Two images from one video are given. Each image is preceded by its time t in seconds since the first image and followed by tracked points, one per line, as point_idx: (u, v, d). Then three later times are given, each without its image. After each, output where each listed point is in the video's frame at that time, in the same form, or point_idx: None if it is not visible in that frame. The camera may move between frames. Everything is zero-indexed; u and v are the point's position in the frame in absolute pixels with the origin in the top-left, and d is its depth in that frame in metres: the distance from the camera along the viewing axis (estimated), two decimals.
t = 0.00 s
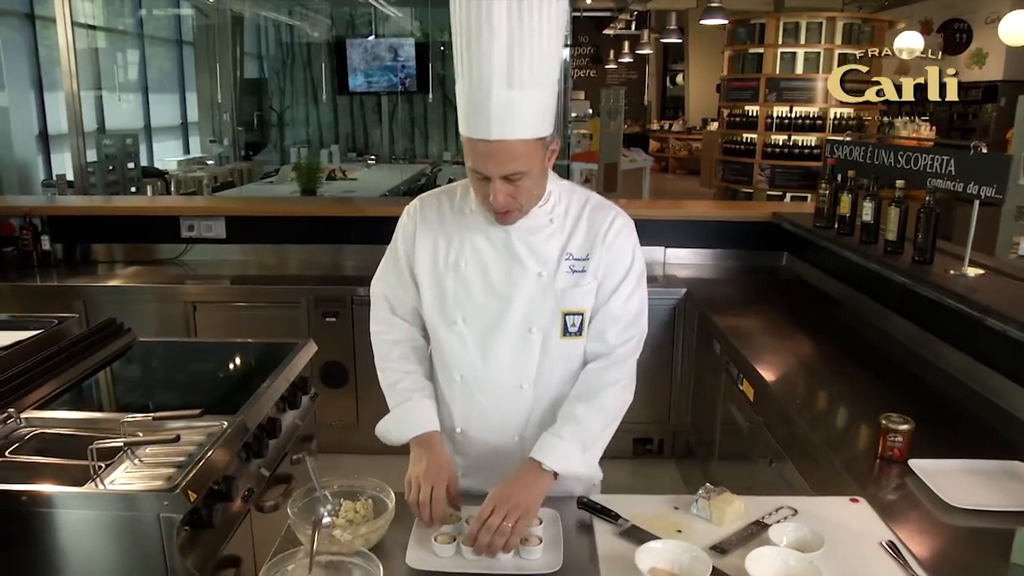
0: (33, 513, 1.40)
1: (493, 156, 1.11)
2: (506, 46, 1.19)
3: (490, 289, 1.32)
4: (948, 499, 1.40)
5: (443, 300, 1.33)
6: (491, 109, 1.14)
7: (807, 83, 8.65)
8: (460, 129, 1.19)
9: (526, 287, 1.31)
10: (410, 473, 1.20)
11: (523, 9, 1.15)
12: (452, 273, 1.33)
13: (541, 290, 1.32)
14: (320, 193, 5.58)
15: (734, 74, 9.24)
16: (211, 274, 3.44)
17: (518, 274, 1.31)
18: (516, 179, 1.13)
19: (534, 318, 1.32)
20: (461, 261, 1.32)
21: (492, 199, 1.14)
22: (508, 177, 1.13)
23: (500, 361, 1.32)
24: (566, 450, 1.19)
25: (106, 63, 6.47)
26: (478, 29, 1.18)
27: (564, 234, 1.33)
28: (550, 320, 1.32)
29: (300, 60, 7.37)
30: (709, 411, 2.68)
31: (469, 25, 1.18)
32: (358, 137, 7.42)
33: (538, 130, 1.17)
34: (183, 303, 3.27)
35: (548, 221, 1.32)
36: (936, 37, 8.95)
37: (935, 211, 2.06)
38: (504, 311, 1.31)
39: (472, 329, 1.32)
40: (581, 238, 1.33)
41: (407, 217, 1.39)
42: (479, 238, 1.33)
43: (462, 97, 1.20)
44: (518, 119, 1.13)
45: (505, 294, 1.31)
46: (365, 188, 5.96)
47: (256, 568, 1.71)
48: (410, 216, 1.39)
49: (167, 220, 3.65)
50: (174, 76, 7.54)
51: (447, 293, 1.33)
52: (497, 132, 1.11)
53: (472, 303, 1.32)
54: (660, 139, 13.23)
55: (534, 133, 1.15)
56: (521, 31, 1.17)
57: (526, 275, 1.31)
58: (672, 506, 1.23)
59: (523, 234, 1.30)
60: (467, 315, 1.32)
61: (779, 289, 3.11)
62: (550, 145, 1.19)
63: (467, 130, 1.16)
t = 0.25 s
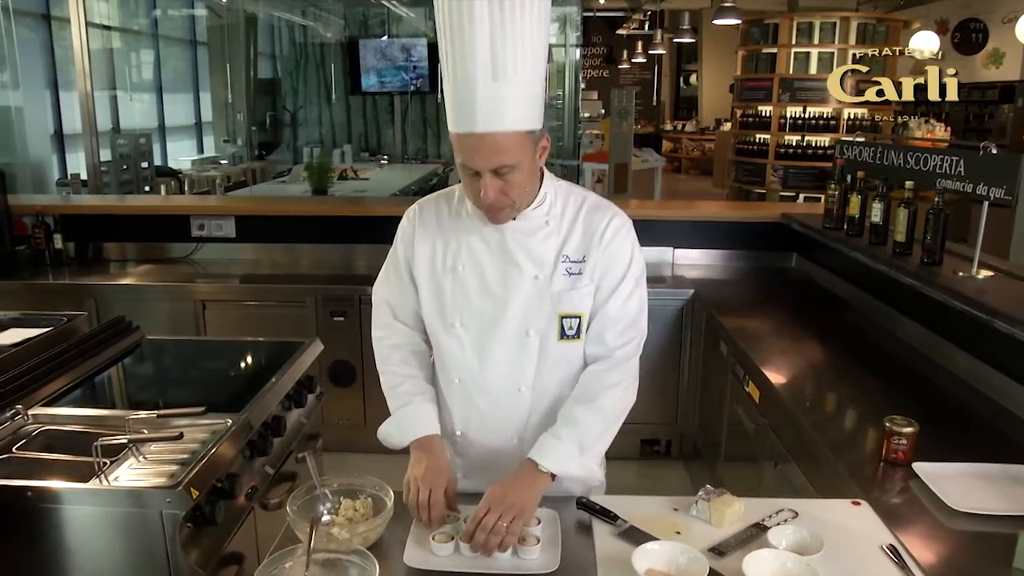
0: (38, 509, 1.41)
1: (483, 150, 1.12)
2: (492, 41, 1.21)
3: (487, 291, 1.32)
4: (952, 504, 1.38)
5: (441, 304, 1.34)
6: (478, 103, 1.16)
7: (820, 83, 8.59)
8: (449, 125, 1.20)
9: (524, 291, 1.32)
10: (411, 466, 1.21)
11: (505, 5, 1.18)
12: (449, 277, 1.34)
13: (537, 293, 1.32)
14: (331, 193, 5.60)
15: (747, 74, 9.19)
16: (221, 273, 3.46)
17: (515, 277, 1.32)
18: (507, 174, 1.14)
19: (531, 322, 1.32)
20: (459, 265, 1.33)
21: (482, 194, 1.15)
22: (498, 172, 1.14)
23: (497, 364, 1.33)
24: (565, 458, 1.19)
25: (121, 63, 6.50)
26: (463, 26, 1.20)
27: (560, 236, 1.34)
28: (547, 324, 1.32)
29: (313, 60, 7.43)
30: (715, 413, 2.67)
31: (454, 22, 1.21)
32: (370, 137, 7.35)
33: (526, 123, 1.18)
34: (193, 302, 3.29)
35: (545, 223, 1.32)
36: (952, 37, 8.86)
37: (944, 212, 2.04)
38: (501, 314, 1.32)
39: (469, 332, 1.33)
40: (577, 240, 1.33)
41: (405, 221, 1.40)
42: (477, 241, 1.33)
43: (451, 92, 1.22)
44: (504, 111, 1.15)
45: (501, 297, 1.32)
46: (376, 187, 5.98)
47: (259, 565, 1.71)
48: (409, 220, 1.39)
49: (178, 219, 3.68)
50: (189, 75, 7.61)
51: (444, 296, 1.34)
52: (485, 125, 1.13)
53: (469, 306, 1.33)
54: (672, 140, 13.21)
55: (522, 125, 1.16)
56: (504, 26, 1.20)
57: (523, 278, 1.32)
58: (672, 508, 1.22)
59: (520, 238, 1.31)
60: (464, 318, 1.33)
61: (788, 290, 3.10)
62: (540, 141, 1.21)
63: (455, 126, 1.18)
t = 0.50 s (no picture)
0: (43, 500, 1.43)
1: (501, 92, 1.22)
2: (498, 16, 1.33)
3: (485, 286, 1.33)
4: (954, 503, 1.38)
5: (440, 299, 1.35)
6: (489, 53, 1.24)
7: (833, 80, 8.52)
8: (458, 85, 1.28)
9: (524, 284, 1.32)
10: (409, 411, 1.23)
11: None
12: (448, 271, 1.34)
13: (537, 286, 1.33)
14: (341, 189, 5.62)
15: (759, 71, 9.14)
16: (230, 269, 3.48)
17: (514, 270, 1.32)
18: (522, 117, 1.23)
19: (532, 316, 1.33)
20: (458, 259, 1.34)
21: (502, 138, 1.21)
22: (515, 113, 1.22)
23: (497, 358, 1.33)
24: (603, 411, 1.24)
25: (134, 60, 6.53)
26: None
27: (559, 230, 1.35)
28: (547, 316, 1.33)
29: (324, 56, 7.40)
30: (721, 411, 2.66)
31: None
32: (381, 134, 7.37)
33: (532, 74, 1.28)
34: (202, 298, 3.31)
35: (544, 216, 1.34)
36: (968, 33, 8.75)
37: (952, 209, 2.03)
38: (500, 307, 1.32)
39: (468, 326, 1.34)
40: (577, 234, 1.35)
41: (401, 215, 1.41)
42: (475, 235, 1.34)
43: (456, 55, 1.30)
44: (518, 60, 1.26)
45: (500, 290, 1.32)
46: (386, 184, 5.99)
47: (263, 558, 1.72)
48: (405, 214, 1.40)
49: (188, 214, 3.70)
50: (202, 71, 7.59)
51: (442, 291, 1.35)
52: (501, 69, 1.23)
53: (467, 299, 1.33)
54: (685, 137, 13.20)
55: (533, 80, 1.27)
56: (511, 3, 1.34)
57: (522, 270, 1.33)
58: (672, 505, 1.22)
59: (520, 231, 1.32)
60: (462, 312, 1.34)
61: (797, 288, 3.08)
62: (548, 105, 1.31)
63: (467, 81, 1.26)
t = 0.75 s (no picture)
0: (51, 487, 1.45)
1: (494, 76, 1.25)
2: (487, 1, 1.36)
3: (479, 268, 1.38)
4: (957, 499, 1.37)
5: (435, 282, 1.39)
6: (481, 40, 1.27)
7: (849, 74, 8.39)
8: (450, 71, 1.31)
9: (518, 266, 1.37)
10: (404, 371, 1.24)
11: None
12: (443, 255, 1.39)
13: (530, 267, 1.37)
14: (353, 182, 5.64)
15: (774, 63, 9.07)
16: (240, 260, 3.50)
17: (508, 253, 1.37)
18: (514, 101, 1.26)
19: (526, 297, 1.38)
20: (452, 243, 1.39)
21: (495, 123, 1.25)
22: (508, 98, 1.26)
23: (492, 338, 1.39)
24: (601, 364, 1.27)
25: (148, 52, 6.55)
26: None
27: (550, 213, 1.40)
28: (540, 296, 1.38)
29: (338, 49, 7.67)
30: (728, 405, 2.65)
31: None
32: (394, 126, 7.49)
33: (524, 61, 1.31)
34: (212, 289, 3.34)
35: (535, 200, 1.38)
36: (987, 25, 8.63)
37: (962, 204, 2.01)
38: (494, 288, 1.37)
39: (462, 308, 1.39)
40: (568, 216, 1.39)
41: (395, 203, 1.45)
42: (468, 220, 1.39)
43: (447, 40, 1.33)
44: (509, 45, 1.29)
45: (494, 272, 1.37)
46: (397, 176, 6.00)
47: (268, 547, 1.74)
48: (398, 202, 1.45)
49: (199, 206, 3.72)
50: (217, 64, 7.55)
51: (436, 274, 1.39)
52: (493, 54, 1.26)
53: (461, 281, 1.38)
54: (698, 130, 13.15)
55: (523, 65, 1.31)
56: None
57: (515, 252, 1.37)
58: (671, 498, 1.22)
59: (513, 214, 1.37)
60: (456, 295, 1.38)
61: (806, 282, 3.07)
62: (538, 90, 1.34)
63: (460, 66, 1.29)
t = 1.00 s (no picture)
0: (57, 476, 1.47)
1: (475, 67, 1.27)
2: None
3: (466, 251, 1.39)
4: (959, 494, 1.36)
5: (423, 267, 1.41)
6: (461, 29, 1.29)
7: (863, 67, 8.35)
8: (434, 62, 1.33)
9: (505, 247, 1.39)
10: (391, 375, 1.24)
11: None
12: (431, 240, 1.40)
13: (517, 248, 1.39)
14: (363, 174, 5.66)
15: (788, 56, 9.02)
16: (250, 252, 3.52)
17: (495, 235, 1.39)
18: (496, 90, 1.28)
19: (513, 278, 1.39)
20: (440, 228, 1.40)
21: (478, 111, 1.27)
22: (490, 87, 1.27)
23: (481, 320, 1.40)
24: (608, 359, 1.29)
25: (161, 45, 6.60)
26: None
27: (536, 196, 1.41)
28: (527, 277, 1.39)
29: (349, 42, 7.60)
30: (735, 400, 2.64)
31: None
32: (406, 119, 7.48)
33: (504, 50, 1.33)
34: (222, 280, 3.36)
35: (521, 183, 1.40)
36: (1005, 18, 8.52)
37: (971, 198, 1.99)
38: (481, 270, 1.39)
39: (450, 291, 1.40)
40: (553, 200, 1.42)
41: (382, 193, 1.47)
42: (455, 204, 1.40)
43: (431, 32, 1.34)
44: (490, 35, 1.30)
45: (481, 255, 1.39)
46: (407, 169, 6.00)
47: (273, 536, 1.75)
48: (385, 192, 1.46)
49: (209, 199, 3.75)
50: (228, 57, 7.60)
51: (424, 259, 1.41)
52: (474, 44, 1.28)
53: (449, 265, 1.39)
54: (711, 123, 13.09)
55: (504, 55, 1.32)
56: None
57: (502, 234, 1.39)
58: (672, 491, 1.22)
59: (499, 197, 1.38)
60: (444, 277, 1.40)
61: (814, 276, 3.05)
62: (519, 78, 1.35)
63: (442, 57, 1.31)
